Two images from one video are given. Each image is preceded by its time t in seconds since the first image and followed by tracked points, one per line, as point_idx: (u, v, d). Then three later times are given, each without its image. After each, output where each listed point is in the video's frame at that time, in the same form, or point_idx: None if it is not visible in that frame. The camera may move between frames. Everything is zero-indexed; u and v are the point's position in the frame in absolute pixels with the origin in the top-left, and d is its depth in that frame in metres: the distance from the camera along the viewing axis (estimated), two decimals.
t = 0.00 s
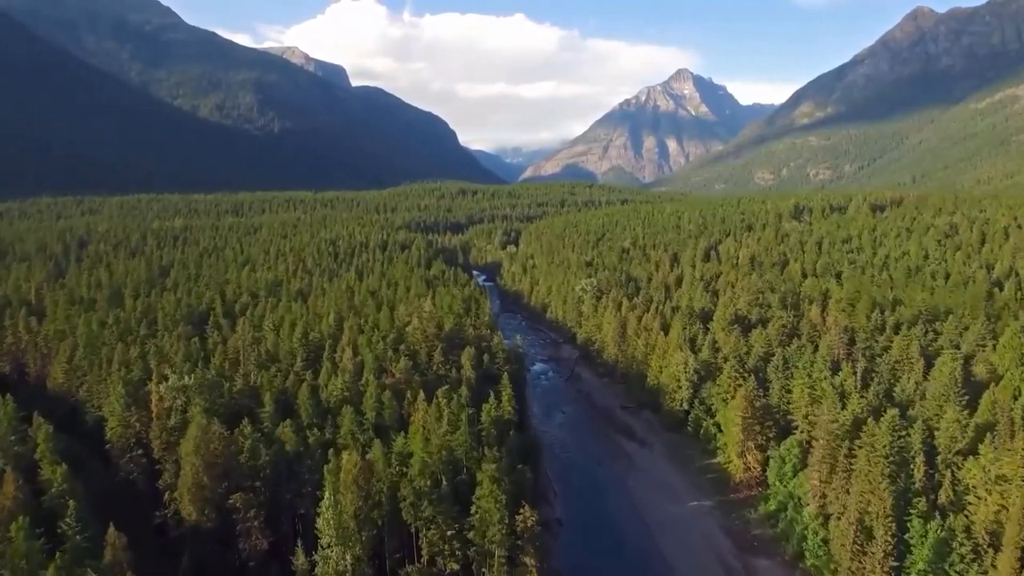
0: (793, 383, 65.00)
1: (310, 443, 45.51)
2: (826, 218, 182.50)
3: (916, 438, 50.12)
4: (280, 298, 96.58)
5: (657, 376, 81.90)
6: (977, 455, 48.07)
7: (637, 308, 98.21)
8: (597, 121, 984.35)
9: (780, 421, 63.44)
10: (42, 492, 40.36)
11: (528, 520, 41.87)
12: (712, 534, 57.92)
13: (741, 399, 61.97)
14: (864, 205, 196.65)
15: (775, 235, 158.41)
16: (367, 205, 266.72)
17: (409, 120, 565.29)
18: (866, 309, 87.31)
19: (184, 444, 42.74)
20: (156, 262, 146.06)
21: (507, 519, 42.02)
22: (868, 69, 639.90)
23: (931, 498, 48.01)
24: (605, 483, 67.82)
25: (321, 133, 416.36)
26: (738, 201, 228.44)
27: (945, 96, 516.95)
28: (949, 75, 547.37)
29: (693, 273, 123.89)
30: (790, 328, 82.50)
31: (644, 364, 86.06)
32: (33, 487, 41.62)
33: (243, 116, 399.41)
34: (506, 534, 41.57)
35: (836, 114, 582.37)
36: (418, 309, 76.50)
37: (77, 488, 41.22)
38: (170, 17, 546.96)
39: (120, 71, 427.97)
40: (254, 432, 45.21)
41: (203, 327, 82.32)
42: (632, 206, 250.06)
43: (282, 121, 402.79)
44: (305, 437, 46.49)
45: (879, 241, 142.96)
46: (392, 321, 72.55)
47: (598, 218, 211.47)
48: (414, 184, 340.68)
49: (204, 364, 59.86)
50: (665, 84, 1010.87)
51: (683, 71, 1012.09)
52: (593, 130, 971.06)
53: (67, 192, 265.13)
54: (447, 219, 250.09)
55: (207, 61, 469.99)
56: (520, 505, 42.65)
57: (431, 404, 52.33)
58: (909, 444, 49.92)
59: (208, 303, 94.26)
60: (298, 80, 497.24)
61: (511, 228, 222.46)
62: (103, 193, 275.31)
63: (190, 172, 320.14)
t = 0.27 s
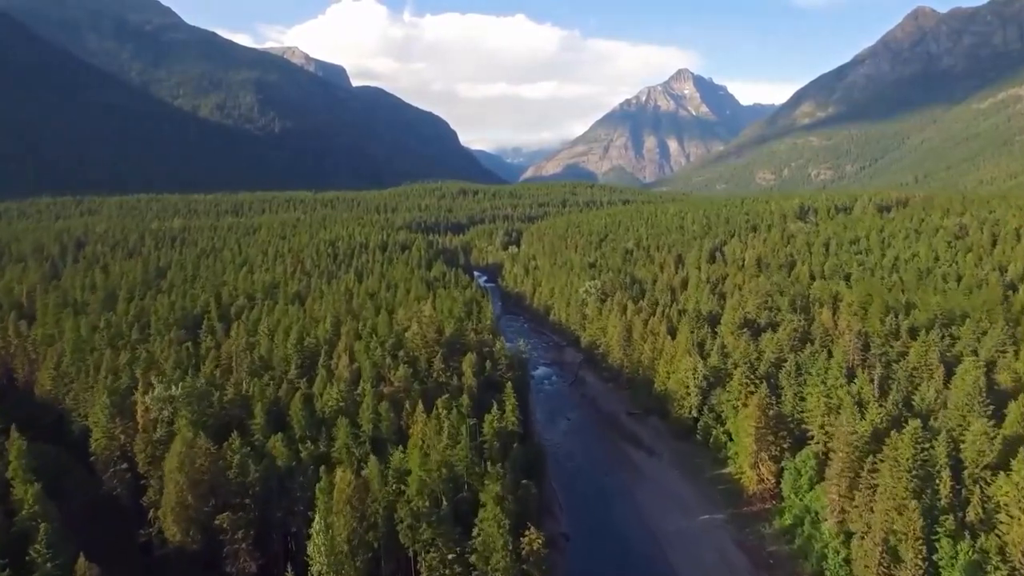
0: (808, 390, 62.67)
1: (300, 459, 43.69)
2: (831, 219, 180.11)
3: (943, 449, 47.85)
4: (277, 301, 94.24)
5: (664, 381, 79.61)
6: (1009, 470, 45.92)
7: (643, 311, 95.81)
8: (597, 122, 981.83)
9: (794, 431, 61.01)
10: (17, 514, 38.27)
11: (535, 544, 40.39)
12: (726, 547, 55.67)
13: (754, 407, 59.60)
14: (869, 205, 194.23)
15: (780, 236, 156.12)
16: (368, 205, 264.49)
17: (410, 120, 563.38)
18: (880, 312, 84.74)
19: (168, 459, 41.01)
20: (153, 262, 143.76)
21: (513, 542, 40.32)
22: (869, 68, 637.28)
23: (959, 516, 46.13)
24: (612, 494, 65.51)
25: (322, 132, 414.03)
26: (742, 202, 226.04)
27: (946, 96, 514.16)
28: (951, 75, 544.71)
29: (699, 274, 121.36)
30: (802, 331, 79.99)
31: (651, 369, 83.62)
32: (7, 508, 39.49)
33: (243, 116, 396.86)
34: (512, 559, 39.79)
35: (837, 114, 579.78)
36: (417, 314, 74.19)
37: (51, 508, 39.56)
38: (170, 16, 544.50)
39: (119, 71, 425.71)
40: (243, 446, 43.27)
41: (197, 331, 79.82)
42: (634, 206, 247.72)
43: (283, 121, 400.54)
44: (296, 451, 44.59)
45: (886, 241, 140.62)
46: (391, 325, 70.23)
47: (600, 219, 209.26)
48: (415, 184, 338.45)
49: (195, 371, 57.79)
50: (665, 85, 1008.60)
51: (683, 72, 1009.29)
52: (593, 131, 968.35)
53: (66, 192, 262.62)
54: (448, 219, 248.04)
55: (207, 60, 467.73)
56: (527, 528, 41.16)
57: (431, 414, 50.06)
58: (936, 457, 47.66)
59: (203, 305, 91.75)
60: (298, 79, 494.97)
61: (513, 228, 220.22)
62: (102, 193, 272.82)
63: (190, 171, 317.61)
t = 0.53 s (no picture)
0: (829, 402, 59.32)
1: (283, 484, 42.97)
2: (839, 219, 176.10)
3: (982, 469, 44.29)
4: (271, 306, 91.00)
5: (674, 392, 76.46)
6: None
7: (651, 317, 92.39)
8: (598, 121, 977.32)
9: (816, 446, 57.65)
10: None
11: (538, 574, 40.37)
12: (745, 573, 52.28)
13: (773, 421, 56.35)
14: (877, 205, 190.24)
15: (789, 237, 152.46)
16: (367, 206, 261.01)
17: (410, 120, 560.19)
18: (899, 316, 81.10)
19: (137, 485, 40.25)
20: (146, 265, 140.34)
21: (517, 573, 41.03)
22: (872, 67, 633.23)
23: (1005, 543, 42.61)
24: (623, 514, 62.19)
25: (322, 132, 410.65)
26: (747, 202, 222.10)
27: (950, 95, 509.44)
28: (955, 74, 539.86)
29: (707, 277, 117.75)
30: (818, 337, 76.47)
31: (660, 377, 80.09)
32: None
33: (243, 116, 393.23)
34: None
35: (839, 113, 575.67)
36: (415, 320, 70.65)
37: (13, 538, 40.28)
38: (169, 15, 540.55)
39: (118, 70, 421.98)
40: (222, 471, 42.50)
41: (185, 338, 76.18)
42: (636, 207, 243.96)
43: (283, 121, 397.32)
44: (280, 474, 44.03)
45: (898, 242, 136.93)
46: (387, 333, 66.77)
47: (603, 219, 205.49)
48: (415, 185, 335.00)
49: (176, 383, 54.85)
50: (666, 84, 1004.06)
51: (684, 71, 1004.69)
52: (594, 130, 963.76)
53: (62, 192, 258.71)
54: (448, 220, 244.47)
55: (206, 60, 464.30)
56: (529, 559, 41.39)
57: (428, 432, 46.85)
58: (976, 477, 44.08)
59: (192, 310, 88.13)
60: (298, 79, 491.50)
61: (514, 229, 216.73)
62: (99, 194, 268.95)
63: (188, 171, 313.88)
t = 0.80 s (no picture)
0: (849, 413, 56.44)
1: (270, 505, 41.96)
2: (845, 220, 172.99)
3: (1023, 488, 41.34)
4: (267, 309, 88.41)
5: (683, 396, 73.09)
6: None
7: (659, 321, 89.38)
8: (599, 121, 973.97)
9: (836, 460, 54.58)
10: None
11: None
12: None
13: (791, 433, 53.32)
14: (883, 205, 187.05)
15: (796, 238, 149.54)
16: (367, 206, 258.31)
17: (411, 120, 557.72)
18: (917, 320, 78.16)
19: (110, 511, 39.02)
20: (141, 266, 137.75)
21: None
22: (874, 67, 629.65)
23: None
24: (632, 531, 59.37)
25: (322, 132, 408.03)
26: (751, 202, 219.11)
27: (953, 94, 505.72)
28: (958, 73, 536.15)
29: (713, 279, 114.98)
30: (833, 343, 73.56)
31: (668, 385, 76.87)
32: None
33: (243, 116, 390.30)
34: None
35: (841, 113, 572.44)
36: (413, 325, 67.94)
37: None
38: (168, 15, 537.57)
39: (116, 69, 419.18)
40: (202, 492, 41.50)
41: (174, 344, 73.40)
42: (639, 207, 241.10)
43: (283, 121, 394.82)
44: (268, 494, 42.88)
45: (909, 243, 134.00)
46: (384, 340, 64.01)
47: (606, 219, 202.53)
48: (416, 185, 332.46)
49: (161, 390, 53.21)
50: (667, 84, 1000.55)
51: (685, 71, 1001.17)
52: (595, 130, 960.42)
53: (60, 193, 255.43)
54: (449, 220, 241.74)
55: (205, 59, 461.60)
56: None
57: (428, 447, 44.76)
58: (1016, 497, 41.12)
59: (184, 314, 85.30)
60: (297, 79, 488.51)
61: (516, 230, 214.08)
62: (97, 193, 265.99)
63: (187, 170, 311.05)
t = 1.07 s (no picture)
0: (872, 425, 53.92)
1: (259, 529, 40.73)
2: (854, 220, 169.87)
3: None
4: (265, 311, 86.12)
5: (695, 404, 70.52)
6: None
7: (668, 324, 86.67)
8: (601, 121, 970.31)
9: (861, 474, 51.96)
10: None
11: None
12: None
13: (813, 447, 50.75)
14: (892, 205, 183.80)
15: (805, 238, 146.69)
16: (368, 206, 255.80)
17: (413, 120, 555.31)
18: (937, 324, 75.42)
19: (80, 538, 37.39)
20: (139, 266, 135.42)
21: None
22: (877, 66, 625.38)
23: None
24: (643, 547, 56.71)
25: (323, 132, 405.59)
26: (756, 202, 216.22)
27: (958, 93, 501.69)
28: (963, 73, 532.04)
29: (722, 281, 112.26)
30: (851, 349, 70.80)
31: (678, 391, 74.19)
32: None
33: (243, 115, 387.56)
34: None
35: (844, 112, 568.55)
36: (413, 330, 65.50)
37: None
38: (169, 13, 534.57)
39: (117, 68, 417.25)
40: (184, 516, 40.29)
41: (165, 348, 71.03)
42: (642, 208, 238.22)
43: (284, 120, 392.52)
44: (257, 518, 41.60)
45: (921, 244, 131.12)
46: (384, 346, 61.53)
47: (609, 220, 199.57)
48: (417, 185, 330.02)
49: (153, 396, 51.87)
50: (669, 84, 996.70)
51: (687, 70, 997.15)
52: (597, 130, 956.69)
53: (57, 192, 252.51)
54: (451, 220, 239.16)
55: (206, 58, 459.01)
56: None
57: (431, 465, 43.65)
58: None
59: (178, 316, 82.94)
60: (298, 78, 485.83)
61: (518, 230, 211.58)
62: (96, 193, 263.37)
63: (187, 170, 308.16)
